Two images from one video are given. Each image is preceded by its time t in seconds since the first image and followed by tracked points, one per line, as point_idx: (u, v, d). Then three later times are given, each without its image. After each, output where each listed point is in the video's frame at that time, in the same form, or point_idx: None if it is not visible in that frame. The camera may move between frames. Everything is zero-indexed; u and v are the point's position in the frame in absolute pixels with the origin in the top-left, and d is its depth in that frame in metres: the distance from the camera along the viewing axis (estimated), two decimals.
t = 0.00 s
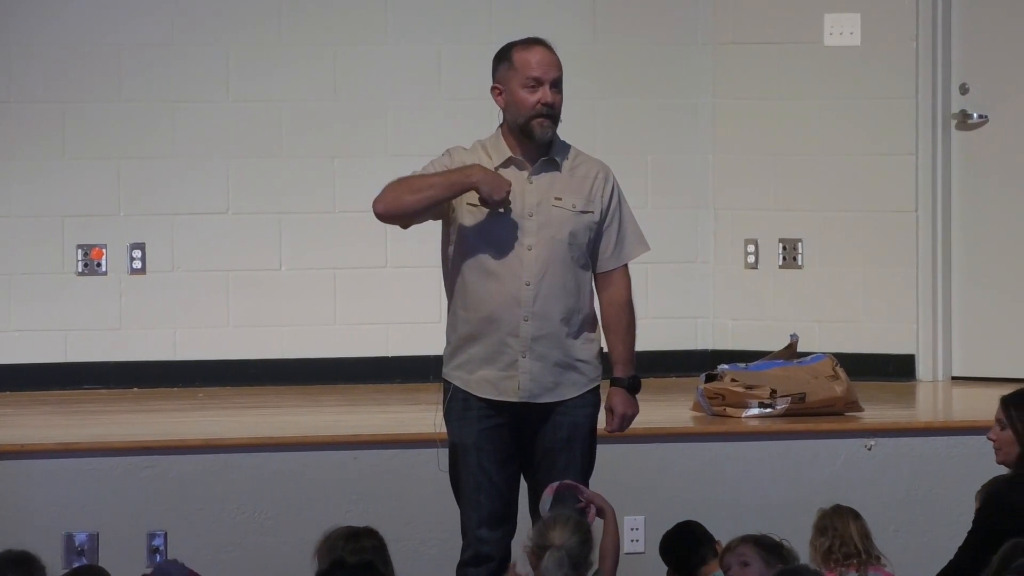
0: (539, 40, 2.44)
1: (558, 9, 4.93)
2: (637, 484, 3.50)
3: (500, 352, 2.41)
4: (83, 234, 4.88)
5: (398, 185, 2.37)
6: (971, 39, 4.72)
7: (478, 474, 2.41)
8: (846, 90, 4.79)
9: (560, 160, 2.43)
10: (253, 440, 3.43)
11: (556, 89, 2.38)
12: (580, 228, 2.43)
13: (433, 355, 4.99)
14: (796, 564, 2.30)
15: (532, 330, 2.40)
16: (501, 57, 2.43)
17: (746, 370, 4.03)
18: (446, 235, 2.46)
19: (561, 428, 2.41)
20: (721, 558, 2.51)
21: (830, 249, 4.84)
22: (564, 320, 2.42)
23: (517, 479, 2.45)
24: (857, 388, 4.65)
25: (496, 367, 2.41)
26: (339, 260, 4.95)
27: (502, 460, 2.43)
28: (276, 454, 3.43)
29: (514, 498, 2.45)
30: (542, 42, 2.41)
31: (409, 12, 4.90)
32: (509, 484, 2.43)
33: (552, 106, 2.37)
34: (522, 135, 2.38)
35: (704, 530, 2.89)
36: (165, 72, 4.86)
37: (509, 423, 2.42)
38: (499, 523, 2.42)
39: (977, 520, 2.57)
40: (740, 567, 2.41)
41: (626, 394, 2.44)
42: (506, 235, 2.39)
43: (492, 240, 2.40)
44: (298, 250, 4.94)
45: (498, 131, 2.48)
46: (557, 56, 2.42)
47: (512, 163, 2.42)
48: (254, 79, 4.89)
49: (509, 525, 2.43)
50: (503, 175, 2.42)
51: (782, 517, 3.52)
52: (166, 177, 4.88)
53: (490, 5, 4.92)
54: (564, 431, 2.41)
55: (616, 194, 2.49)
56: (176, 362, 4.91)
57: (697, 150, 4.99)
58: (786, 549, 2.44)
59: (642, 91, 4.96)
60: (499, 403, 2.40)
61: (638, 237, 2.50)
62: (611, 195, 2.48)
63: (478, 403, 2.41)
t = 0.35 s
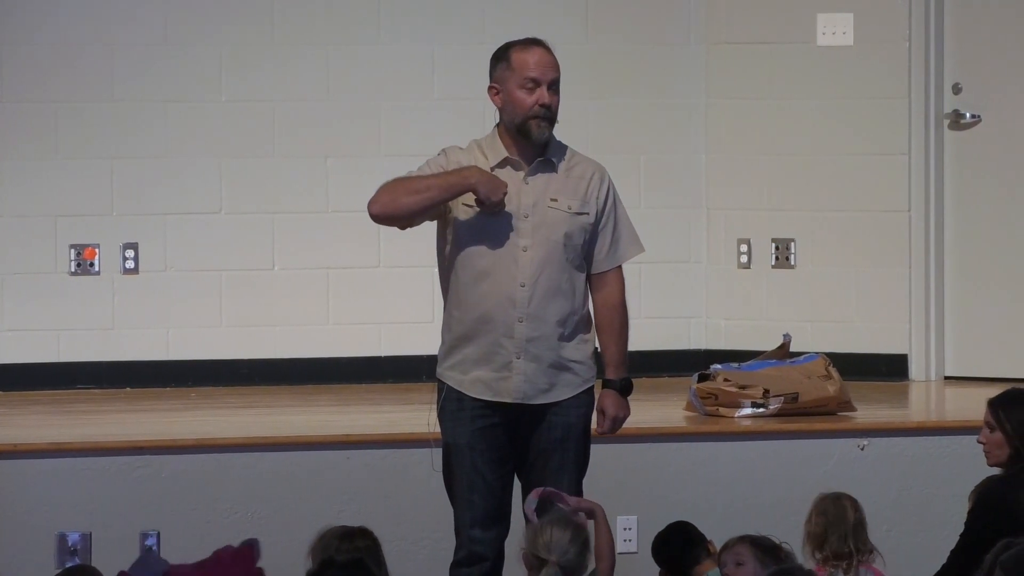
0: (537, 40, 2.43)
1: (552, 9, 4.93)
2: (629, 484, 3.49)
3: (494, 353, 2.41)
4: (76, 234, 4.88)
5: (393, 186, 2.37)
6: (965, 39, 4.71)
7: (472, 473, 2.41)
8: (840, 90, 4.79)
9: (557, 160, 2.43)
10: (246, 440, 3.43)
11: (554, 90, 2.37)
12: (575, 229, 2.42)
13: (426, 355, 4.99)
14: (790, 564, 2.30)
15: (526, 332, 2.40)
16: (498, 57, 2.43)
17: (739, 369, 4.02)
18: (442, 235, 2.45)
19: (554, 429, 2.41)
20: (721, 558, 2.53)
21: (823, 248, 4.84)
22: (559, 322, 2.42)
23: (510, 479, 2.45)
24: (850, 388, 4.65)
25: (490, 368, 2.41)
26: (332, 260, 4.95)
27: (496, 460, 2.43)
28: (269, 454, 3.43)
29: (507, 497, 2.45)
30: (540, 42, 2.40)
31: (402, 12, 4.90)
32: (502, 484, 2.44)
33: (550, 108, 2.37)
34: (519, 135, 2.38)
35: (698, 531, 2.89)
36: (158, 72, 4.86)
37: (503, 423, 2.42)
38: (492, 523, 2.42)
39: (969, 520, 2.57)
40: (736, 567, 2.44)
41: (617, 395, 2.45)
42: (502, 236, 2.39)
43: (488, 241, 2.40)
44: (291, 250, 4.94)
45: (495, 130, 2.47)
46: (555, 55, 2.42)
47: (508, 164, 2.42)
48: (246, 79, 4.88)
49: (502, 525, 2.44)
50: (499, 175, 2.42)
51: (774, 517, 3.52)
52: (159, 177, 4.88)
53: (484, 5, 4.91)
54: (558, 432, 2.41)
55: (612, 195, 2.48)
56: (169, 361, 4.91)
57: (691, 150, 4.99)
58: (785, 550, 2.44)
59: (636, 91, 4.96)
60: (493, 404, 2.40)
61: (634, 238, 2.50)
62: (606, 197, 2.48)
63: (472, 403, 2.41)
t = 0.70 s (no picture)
0: (535, 40, 2.42)
1: (547, 9, 4.93)
2: (624, 484, 3.49)
3: (487, 354, 2.41)
4: (71, 234, 4.87)
5: (393, 221, 2.40)
6: (959, 39, 4.72)
7: (465, 473, 2.42)
8: (834, 91, 4.80)
9: (554, 161, 2.42)
10: (241, 440, 3.43)
11: (547, 90, 2.37)
12: (572, 231, 2.41)
13: (421, 355, 4.98)
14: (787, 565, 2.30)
15: (519, 334, 2.40)
16: (496, 58, 2.43)
17: (733, 369, 4.01)
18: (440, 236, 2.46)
19: (548, 430, 2.41)
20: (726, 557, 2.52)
21: (818, 249, 4.85)
22: (554, 324, 2.41)
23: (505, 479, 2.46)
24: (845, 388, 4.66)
25: (483, 370, 2.41)
26: (327, 260, 4.95)
27: (489, 460, 2.43)
28: (264, 454, 3.43)
29: (501, 498, 2.46)
30: (536, 41, 2.39)
31: (397, 12, 4.91)
32: (496, 484, 2.44)
33: (542, 106, 2.36)
34: (512, 135, 2.37)
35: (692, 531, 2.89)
36: (152, 72, 4.86)
37: (497, 424, 2.43)
38: (485, 523, 2.43)
39: (965, 521, 2.57)
40: (739, 564, 2.43)
41: (610, 398, 2.44)
42: (497, 237, 2.39)
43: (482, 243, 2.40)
44: (285, 251, 4.93)
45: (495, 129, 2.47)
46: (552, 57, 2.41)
47: (505, 164, 2.41)
48: (241, 79, 4.88)
49: (495, 525, 2.45)
50: (496, 176, 2.41)
51: (769, 517, 3.52)
52: (155, 177, 4.88)
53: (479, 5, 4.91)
54: (552, 433, 2.41)
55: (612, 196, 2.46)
56: (164, 361, 4.91)
57: (687, 149, 4.98)
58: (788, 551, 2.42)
59: (631, 91, 4.96)
60: (485, 405, 2.41)
61: (635, 240, 2.47)
62: (607, 199, 2.46)
63: (465, 404, 2.42)
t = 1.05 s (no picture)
0: (537, 40, 2.41)
1: (545, 9, 4.93)
2: (622, 484, 3.49)
3: (485, 356, 2.43)
4: (69, 234, 4.87)
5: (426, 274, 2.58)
6: (957, 39, 4.72)
7: (464, 472, 2.42)
8: (832, 90, 4.80)
9: (554, 161, 2.42)
10: (239, 440, 3.42)
11: (541, 92, 2.36)
12: (570, 232, 2.39)
13: (419, 355, 4.98)
14: (792, 568, 2.28)
15: (515, 335, 2.40)
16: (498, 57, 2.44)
17: (732, 369, 4.01)
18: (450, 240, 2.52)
19: (547, 431, 2.41)
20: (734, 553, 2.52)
21: (817, 249, 4.85)
22: (552, 326, 2.41)
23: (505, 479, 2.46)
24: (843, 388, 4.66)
25: (480, 371, 2.43)
26: (326, 260, 4.95)
27: (489, 460, 2.44)
28: (262, 454, 3.43)
29: (501, 498, 2.46)
30: (535, 42, 2.38)
31: (396, 12, 4.91)
32: (496, 484, 2.44)
33: (536, 109, 2.36)
34: (508, 137, 2.38)
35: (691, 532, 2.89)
36: (150, 73, 4.86)
37: (497, 424, 2.43)
38: (484, 523, 2.43)
39: (964, 520, 2.57)
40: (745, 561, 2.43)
41: (611, 397, 2.38)
42: (495, 239, 2.41)
43: (483, 246, 2.42)
44: (284, 250, 4.94)
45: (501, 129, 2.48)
46: (553, 55, 2.39)
47: (505, 165, 2.43)
48: (239, 79, 4.88)
49: (495, 525, 2.45)
50: (496, 178, 2.43)
51: (767, 517, 3.52)
52: (153, 178, 4.88)
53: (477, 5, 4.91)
54: (551, 435, 2.41)
55: (615, 196, 2.43)
56: (163, 361, 4.91)
57: (685, 149, 4.98)
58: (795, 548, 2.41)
59: (629, 91, 4.96)
60: (482, 406, 2.42)
61: (638, 239, 2.42)
62: (610, 200, 2.42)
63: (464, 404, 2.44)
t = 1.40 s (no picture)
0: (539, 41, 2.41)
1: (545, 8, 4.93)
2: (622, 484, 3.49)
3: (486, 358, 2.43)
4: (68, 234, 4.87)
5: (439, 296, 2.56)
6: (956, 39, 4.73)
7: (467, 471, 2.42)
8: (831, 90, 4.80)
9: (553, 161, 2.42)
10: (238, 440, 3.42)
11: (544, 94, 2.36)
12: (568, 232, 2.39)
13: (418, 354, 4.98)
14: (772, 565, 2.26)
15: (515, 336, 2.41)
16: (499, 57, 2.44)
17: (732, 369, 4.00)
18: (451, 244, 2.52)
19: (548, 431, 2.41)
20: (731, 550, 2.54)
21: (816, 249, 4.84)
22: (552, 326, 2.41)
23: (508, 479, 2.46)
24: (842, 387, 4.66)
25: (481, 373, 2.43)
26: (325, 260, 4.94)
27: (492, 459, 2.43)
28: (262, 454, 3.43)
29: (504, 498, 2.45)
30: (539, 43, 2.39)
31: (395, 12, 4.91)
32: (499, 484, 2.44)
33: (539, 111, 2.36)
34: (508, 137, 2.38)
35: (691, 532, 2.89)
36: (150, 72, 4.86)
37: (501, 424, 2.43)
38: (486, 522, 2.43)
39: (964, 520, 2.56)
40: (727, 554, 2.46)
41: (607, 396, 2.35)
42: (494, 240, 2.41)
43: (483, 248, 2.43)
44: (283, 250, 4.93)
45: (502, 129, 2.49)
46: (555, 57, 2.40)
47: (503, 167, 2.43)
48: (239, 78, 4.88)
49: (497, 525, 2.44)
50: (495, 179, 2.44)
51: (766, 517, 3.52)
52: (152, 177, 4.88)
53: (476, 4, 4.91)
54: (553, 434, 2.41)
55: (613, 195, 2.42)
56: (162, 361, 4.91)
57: (685, 149, 4.98)
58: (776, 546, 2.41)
59: (629, 90, 4.96)
60: (483, 408, 2.43)
61: (636, 238, 2.42)
62: (608, 200, 2.42)
63: (466, 405, 2.44)
